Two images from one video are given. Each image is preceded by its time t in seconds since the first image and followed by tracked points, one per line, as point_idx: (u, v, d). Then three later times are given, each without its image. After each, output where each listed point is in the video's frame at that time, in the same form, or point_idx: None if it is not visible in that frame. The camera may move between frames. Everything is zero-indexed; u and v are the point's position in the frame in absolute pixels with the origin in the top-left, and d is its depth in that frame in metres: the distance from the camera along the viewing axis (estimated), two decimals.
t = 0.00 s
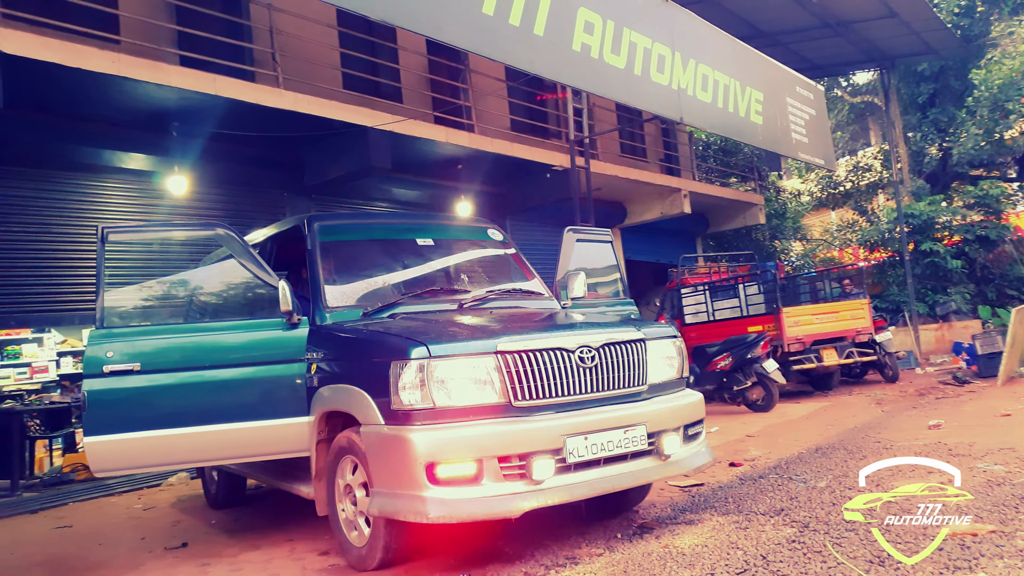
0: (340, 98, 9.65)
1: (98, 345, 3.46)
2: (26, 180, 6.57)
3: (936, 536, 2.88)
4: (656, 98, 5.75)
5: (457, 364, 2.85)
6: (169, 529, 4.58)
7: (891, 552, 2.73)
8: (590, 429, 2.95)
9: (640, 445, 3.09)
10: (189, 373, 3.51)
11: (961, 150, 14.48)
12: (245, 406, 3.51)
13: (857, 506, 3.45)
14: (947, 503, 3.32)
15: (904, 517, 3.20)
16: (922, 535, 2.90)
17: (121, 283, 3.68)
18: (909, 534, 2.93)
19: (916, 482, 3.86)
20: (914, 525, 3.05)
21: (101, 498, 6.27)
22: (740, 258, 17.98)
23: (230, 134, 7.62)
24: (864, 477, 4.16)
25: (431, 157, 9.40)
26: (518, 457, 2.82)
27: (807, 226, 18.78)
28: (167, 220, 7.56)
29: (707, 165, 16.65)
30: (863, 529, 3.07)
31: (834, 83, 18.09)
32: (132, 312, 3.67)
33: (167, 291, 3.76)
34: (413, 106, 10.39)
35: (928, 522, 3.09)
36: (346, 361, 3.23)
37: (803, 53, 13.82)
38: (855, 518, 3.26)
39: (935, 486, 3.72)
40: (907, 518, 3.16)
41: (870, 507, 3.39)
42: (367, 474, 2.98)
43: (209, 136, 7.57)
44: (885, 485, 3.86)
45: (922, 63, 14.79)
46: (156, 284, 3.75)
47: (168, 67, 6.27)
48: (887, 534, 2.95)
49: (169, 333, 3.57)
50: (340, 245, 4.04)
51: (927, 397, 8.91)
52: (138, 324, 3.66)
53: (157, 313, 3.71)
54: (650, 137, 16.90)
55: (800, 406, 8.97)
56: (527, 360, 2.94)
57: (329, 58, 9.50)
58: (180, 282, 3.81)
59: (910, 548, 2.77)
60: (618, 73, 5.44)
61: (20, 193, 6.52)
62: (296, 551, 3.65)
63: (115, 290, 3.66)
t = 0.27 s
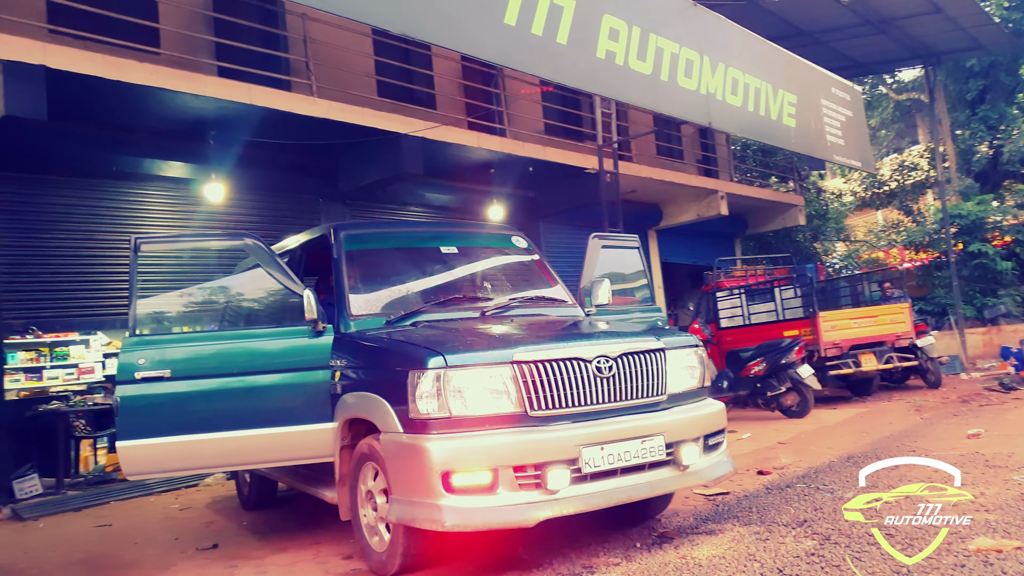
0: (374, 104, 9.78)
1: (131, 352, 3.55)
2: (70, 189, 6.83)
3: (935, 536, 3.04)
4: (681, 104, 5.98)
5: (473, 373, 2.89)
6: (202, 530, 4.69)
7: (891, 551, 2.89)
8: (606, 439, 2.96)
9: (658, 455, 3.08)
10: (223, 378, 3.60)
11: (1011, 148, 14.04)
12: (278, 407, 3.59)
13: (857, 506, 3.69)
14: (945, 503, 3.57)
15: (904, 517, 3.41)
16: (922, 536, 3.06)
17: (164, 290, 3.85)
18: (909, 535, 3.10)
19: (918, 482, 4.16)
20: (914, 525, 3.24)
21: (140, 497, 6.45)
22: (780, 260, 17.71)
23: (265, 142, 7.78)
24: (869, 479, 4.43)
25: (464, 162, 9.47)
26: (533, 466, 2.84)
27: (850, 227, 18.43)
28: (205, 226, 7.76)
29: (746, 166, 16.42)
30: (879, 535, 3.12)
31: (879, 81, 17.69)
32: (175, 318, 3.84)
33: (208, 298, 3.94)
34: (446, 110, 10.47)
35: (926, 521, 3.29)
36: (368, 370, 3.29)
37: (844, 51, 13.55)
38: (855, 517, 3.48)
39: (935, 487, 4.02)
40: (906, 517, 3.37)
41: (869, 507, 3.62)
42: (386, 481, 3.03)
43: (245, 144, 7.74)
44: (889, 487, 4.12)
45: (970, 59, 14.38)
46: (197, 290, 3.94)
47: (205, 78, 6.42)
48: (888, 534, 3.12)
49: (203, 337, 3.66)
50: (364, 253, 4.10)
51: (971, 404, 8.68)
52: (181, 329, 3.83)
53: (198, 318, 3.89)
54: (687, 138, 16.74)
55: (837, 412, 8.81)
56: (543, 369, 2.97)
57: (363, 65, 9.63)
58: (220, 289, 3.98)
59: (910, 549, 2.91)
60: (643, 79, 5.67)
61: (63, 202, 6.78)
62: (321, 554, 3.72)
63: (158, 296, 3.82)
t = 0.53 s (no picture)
0: (426, 110, 9.93)
1: (183, 358, 3.72)
2: (134, 198, 7.14)
3: (934, 536, 3.21)
4: (727, 104, 6.12)
5: (508, 380, 2.93)
6: (255, 528, 4.85)
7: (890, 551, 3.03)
8: (642, 448, 2.95)
9: (695, 464, 3.06)
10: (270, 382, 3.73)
11: None
12: (327, 411, 3.73)
13: (857, 506, 3.92)
14: (944, 503, 3.82)
15: (904, 516, 3.61)
16: (922, 536, 3.22)
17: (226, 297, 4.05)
18: (910, 535, 3.25)
19: (920, 483, 4.44)
20: (912, 525, 3.40)
21: (200, 494, 6.69)
22: (841, 261, 17.24)
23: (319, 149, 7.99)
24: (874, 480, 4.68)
25: (514, 166, 9.54)
26: (567, 474, 2.86)
27: (918, 225, 17.80)
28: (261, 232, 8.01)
29: (806, 165, 16.05)
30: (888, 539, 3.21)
31: (949, 73, 17.04)
32: (237, 322, 4.01)
33: (268, 303, 4.12)
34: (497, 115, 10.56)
35: (925, 520, 3.49)
36: (408, 376, 3.36)
37: (909, 44, 13.13)
38: (856, 517, 3.70)
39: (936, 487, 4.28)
40: (905, 518, 3.56)
41: (869, 508, 3.83)
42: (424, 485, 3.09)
43: (300, 151, 7.96)
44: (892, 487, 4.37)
45: None
46: (258, 295, 4.12)
47: (259, 89, 6.63)
48: (887, 534, 3.28)
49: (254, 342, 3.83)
50: (408, 260, 4.19)
51: None
52: (243, 332, 3.99)
53: (258, 322, 4.05)
54: (745, 137, 16.45)
55: (897, 419, 8.55)
56: (577, 377, 2.99)
57: (414, 72, 9.79)
58: (280, 295, 4.15)
59: (911, 549, 3.04)
60: (687, 80, 5.87)
61: (128, 210, 7.09)
62: (366, 554, 3.81)
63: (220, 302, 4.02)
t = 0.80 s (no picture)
0: (461, 107, 9.99)
1: (216, 355, 3.80)
2: (176, 198, 7.35)
3: (935, 536, 3.22)
4: (757, 97, 6.06)
5: (527, 378, 2.96)
6: (290, 520, 4.97)
7: (892, 551, 3.02)
8: (660, 445, 2.95)
9: (716, 462, 3.04)
10: (306, 377, 3.83)
11: None
12: (358, 407, 3.83)
13: (856, 506, 3.98)
14: (943, 503, 3.83)
15: (904, 516, 3.64)
16: (923, 536, 3.23)
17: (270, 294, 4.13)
18: (910, 535, 3.26)
19: (920, 483, 4.44)
20: (914, 526, 3.41)
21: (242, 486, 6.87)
22: (889, 253, 16.82)
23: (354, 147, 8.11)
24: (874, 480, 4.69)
25: (549, 160, 9.53)
26: (585, 470, 2.87)
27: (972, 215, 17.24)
28: (299, 229, 8.16)
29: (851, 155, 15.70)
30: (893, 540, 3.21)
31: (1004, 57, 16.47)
32: (279, 318, 4.12)
33: (311, 300, 4.20)
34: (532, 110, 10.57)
35: (927, 521, 3.50)
36: (431, 372, 3.42)
37: (959, 27, 12.73)
38: (855, 518, 3.71)
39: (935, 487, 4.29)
40: (907, 518, 3.58)
41: (869, 508, 3.87)
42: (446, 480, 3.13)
43: (336, 149, 8.08)
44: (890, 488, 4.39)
45: None
46: (302, 292, 4.20)
47: (295, 89, 6.76)
48: (889, 535, 3.29)
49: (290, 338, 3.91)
50: (433, 258, 4.25)
51: None
52: (285, 329, 4.10)
53: (300, 318, 4.14)
54: (788, 127, 16.15)
55: (943, 415, 8.34)
56: (596, 375, 3.00)
57: (449, 69, 9.86)
58: (322, 291, 4.22)
59: (910, 549, 3.04)
60: (716, 73, 5.82)
61: (170, 209, 7.31)
62: (394, 547, 3.88)
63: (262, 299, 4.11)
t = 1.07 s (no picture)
0: (472, 103, 10.01)
1: (217, 351, 3.86)
2: (188, 195, 7.45)
3: (935, 536, 3.16)
4: (762, 91, 6.11)
5: (520, 373, 2.96)
6: (297, 514, 5.02)
7: (894, 552, 2.94)
8: (653, 441, 2.95)
9: (710, 457, 3.03)
10: (312, 374, 3.88)
11: None
12: (359, 403, 3.88)
13: (857, 506, 3.90)
14: (943, 503, 3.76)
15: (903, 516, 3.58)
16: (923, 536, 3.17)
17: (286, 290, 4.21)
18: (910, 535, 3.19)
19: (920, 483, 4.36)
20: (914, 525, 3.36)
21: (253, 479, 6.95)
22: (910, 246, 16.61)
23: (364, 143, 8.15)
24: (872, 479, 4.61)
25: (560, 155, 9.51)
26: (576, 466, 2.88)
27: (995, 208, 16.96)
28: (311, 224, 8.22)
29: (870, 147, 15.51)
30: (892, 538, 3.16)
31: None
32: (296, 313, 4.17)
33: (327, 294, 4.23)
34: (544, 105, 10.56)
35: (926, 521, 3.44)
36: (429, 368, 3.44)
37: (980, 16, 12.52)
38: (855, 517, 3.64)
39: (936, 487, 4.22)
40: (906, 518, 3.53)
41: (869, 508, 3.80)
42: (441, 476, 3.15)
43: (346, 145, 8.12)
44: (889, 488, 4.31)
45: None
46: (318, 288, 4.25)
47: (303, 86, 6.81)
48: (891, 535, 3.21)
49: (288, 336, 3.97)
50: (433, 254, 4.28)
51: None
52: (303, 324, 4.15)
53: (316, 313, 4.19)
54: (806, 120, 15.99)
55: (960, 410, 8.23)
56: (589, 370, 3.00)
57: (460, 65, 9.87)
58: (341, 286, 4.22)
59: (911, 549, 2.98)
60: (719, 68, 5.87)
61: (183, 207, 7.41)
62: (394, 541, 3.90)
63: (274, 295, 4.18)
